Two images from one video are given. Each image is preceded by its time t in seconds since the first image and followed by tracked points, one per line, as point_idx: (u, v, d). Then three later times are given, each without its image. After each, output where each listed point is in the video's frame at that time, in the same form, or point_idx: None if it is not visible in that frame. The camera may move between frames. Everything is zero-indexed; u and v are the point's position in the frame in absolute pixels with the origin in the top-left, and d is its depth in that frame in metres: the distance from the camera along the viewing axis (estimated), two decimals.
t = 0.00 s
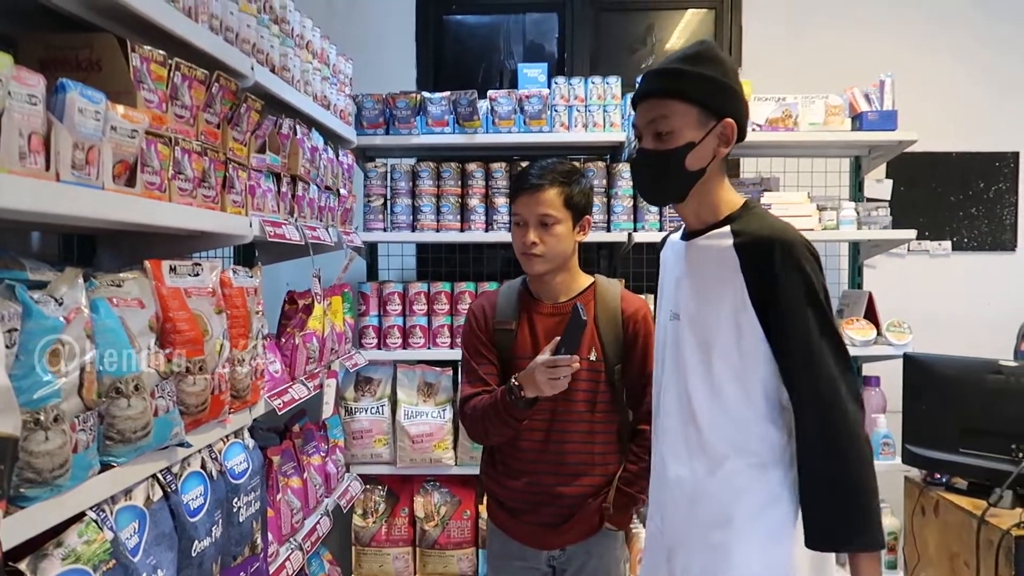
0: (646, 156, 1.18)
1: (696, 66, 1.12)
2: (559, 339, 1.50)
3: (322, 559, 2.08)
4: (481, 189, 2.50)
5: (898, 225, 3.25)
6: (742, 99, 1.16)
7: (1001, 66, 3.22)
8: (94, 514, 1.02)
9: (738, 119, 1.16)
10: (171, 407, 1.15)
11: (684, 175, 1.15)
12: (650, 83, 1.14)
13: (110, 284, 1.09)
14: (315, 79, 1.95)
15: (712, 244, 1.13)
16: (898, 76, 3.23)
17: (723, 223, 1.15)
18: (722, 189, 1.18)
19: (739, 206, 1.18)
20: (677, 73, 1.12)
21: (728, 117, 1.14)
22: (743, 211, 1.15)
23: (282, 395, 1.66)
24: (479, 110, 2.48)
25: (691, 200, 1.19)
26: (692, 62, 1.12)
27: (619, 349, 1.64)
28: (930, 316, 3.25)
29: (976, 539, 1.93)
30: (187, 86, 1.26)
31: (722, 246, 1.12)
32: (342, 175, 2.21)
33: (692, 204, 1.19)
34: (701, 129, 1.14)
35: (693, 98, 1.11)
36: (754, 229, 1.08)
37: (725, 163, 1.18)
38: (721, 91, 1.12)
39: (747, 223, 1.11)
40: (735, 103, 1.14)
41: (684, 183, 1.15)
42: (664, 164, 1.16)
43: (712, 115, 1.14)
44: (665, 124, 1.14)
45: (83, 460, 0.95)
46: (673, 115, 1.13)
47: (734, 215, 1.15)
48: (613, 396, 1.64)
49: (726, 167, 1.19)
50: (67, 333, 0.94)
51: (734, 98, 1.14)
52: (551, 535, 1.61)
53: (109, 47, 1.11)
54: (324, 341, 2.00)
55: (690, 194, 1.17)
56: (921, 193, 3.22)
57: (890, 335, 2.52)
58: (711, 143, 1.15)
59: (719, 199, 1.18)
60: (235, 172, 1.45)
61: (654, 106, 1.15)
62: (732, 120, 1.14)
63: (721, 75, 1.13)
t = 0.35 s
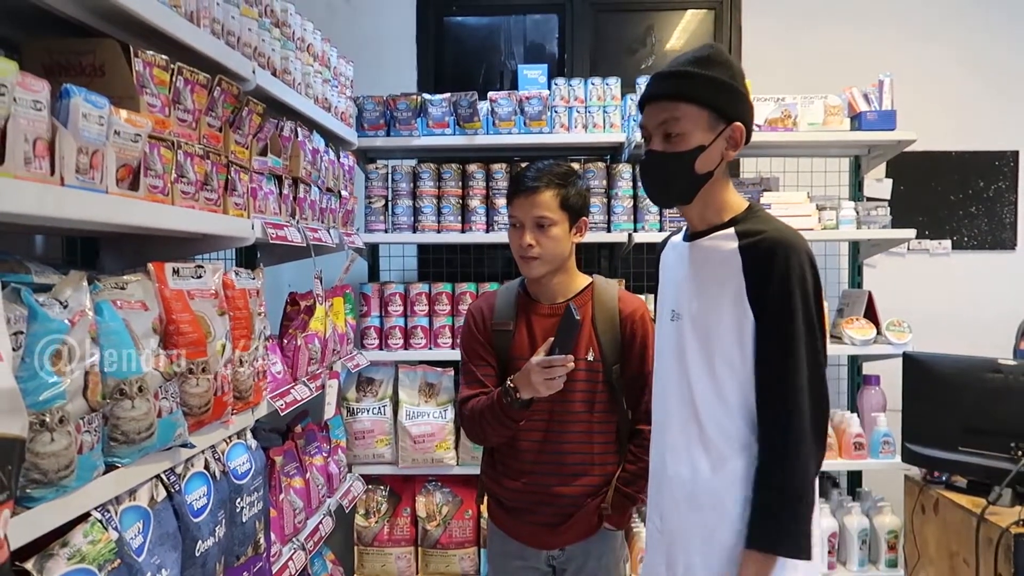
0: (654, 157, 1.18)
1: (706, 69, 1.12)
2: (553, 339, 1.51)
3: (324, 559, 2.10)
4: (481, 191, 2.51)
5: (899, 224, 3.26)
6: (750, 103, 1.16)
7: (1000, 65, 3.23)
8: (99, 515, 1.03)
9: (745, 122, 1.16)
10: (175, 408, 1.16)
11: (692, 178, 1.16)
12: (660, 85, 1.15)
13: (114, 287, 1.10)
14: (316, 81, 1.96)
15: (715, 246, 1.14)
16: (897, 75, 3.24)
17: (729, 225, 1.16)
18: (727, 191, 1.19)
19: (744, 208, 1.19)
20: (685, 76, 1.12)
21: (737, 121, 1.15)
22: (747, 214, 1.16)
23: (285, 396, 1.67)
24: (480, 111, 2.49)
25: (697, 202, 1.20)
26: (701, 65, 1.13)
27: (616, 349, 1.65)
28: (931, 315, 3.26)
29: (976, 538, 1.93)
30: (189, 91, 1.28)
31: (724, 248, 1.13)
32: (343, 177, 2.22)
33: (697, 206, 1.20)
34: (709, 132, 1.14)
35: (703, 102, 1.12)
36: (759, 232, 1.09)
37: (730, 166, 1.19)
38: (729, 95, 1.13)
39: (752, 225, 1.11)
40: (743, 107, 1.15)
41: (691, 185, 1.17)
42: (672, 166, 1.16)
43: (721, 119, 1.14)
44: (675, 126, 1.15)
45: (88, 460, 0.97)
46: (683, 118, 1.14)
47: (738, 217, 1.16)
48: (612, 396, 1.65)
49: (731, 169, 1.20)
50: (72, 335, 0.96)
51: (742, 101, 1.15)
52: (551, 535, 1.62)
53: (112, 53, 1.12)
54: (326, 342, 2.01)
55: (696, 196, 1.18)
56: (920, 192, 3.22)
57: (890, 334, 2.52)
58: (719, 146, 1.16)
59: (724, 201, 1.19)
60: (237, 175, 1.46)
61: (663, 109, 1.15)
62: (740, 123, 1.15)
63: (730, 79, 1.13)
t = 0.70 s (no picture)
0: (651, 158, 1.19)
1: (703, 71, 1.12)
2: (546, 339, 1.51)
3: (321, 559, 2.10)
4: (477, 191, 2.52)
5: (893, 225, 3.27)
6: (746, 104, 1.17)
7: (994, 66, 3.24)
8: (97, 514, 1.03)
9: (742, 123, 1.17)
10: (172, 408, 1.16)
11: (689, 179, 1.17)
12: (657, 86, 1.15)
13: (112, 287, 1.11)
14: (313, 82, 1.96)
15: (710, 246, 1.15)
16: (891, 76, 3.25)
17: (725, 225, 1.16)
18: (725, 192, 1.20)
19: (741, 208, 1.20)
20: (683, 78, 1.12)
21: (733, 122, 1.15)
22: (744, 214, 1.16)
23: (281, 396, 1.67)
24: (476, 112, 2.49)
25: (694, 202, 1.21)
26: (697, 67, 1.13)
27: (611, 349, 1.66)
28: (925, 315, 3.28)
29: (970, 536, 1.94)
30: (187, 91, 1.28)
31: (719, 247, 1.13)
32: (340, 177, 2.22)
33: (695, 205, 1.21)
34: (706, 134, 1.15)
35: (699, 103, 1.12)
36: (755, 232, 1.09)
37: (727, 166, 1.20)
38: (726, 96, 1.13)
39: (748, 225, 1.12)
40: (739, 108, 1.16)
41: (689, 186, 1.17)
42: (669, 167, 1.17)
43: (717, 120, 1.15)
44: (672, 128, 1.15)
45: (86, 460, 0.97)
46: (680, 120, 1.14)
47: (734, 217, 1.17)
48: (607, 396, 1.66)
49: (728, 169, 1.20)
50: (70, 335, 0.96)
51: (738, 102, 1.15)
52: (547, 535, 1.63)
53: (110, 53, 1.12)
54: (323, 342, 2.01)
55: (694, 196, 1.19)
56: (915, 192, 3.24)
57: (885, 334, 2.53)
58: (716, 147, 1.16)
59: (722, 201, 1.20)
60: (234, 175, 1.46)
61: (659, 111, 1.16)
62: (737, 124, 1.15)
63: (726, 80, 1.14)
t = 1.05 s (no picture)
0: (645, 163, 1.18)
1: (696, 75, 1.12)
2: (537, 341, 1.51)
3: (313, 564, 2.08)
4: (472, 194, 2.51)
5: (887, 228, 3.28)
6: (740, 108, 1.17)
7: (986, 71, 3.26)
8: (87, 520, 1.02)
9: (735, 127, 1.17)
10: (164, 412, 1.16)
11: (684, 183, 1.16)
12: (650, 90, 1.15)
13: (103, 290, 1.10)
14: (306, 84, 1.95)
15: (706, 251, 1.14)
16: (884, 80, 3.26)
17: (720, 230, 1.16)
18: (718, 197, 1.20)
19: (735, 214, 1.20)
20: (677, 82, 1.12)
21: (727, 126, 1.15)
22: (738, 219, 1.16)
23: (273, 400, 1.66)
24: (470, 115, 2.48)
25: (688, 207, 1.20)
26: (690, 72, 1.13)
27: (605, 353, 1.65)
28: (918, 319, 3.28)
29: (964, 540, 1.95)
30: (179, 93, 1.27)
31: (717, 253, 1.13)
32: (333, 180, 2.21)
33: (690, 210, 1.21)
34: (700, 138, 1.15)
35: (693, 107, 1.12)
36: (751, 236, 1.10)
37: (721, 170, 1.20)
38: (719, 100, 1.13)
39: (744, 230, 1.12)
40: (733, 113, 1.16)
41: (683, 190, 1.17)
42: (664, 172, 1.16)
43: (710, 124, 1.15)
44: (666, 132, 1.15)
45: (76, 466, 0.96)
46: (674, 124, 1.14)
47: (729, 223, 1.17)
48: (601, 399, 1.66)
49: (722, 174, 1.20)
50: (60, 339, 0.95)
51: (732, 106, 1.15)
52: (541, 539, 1.62)
53: (101, 55, 1.11)
54: (316, 345, 2.00)
55: (688, 201, 1.19)
56: (908, 196, 3.25)
57: (879, 337, 2.53)
58: (710, 151, 1.16)
59: (715, 207, 1.20)
60: (227, 178, 1.45)
61: (653, 115, 1.15)
62: (731, 128, 1.15)
63: (720, 84, 1.14)
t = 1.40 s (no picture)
0: (647, 162, 1.18)
1: (705, 75, 1.12)
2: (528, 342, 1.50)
3: (306, 569, 2.07)
4: (465, 197, 2.51)
5: (880, 231, 3.29)
6: (746, 110, 1.16)
7: (978, 75, 3.27)
8: (74, 527, 1.00)
9: (741, 130, 1.17)
10: (153, 417, 1.14)
11: (686, 184, 1.16)
12: (656, 88, 1.15)
13: (91, 294, 1.08)
14: (298, 86, 1.94)
15: (706, 254, 1.14)
16: (877, 83, 3.27)
17: (720, 233, 1.16)
18: (720, 200, 1.20)
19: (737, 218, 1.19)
20: (684, 81, 1.12)
21: (733, 128, 1.15)
22: (739, 223, 1.16)
23: (265, 404, 1.65)
24: (463, 117, 2.47)
25: (690, 208, 1.20)
26: (699, 72, 1.13)
27: (598, 356, 1.65)
28: (911, 321, 3.29)
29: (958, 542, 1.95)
30: (170, 94, 1.26)
31: (718, 256, 1.12)
32: (326, 182, 2.20)
33: (690, 211, 1.20)
34: (705, 138, 1.14)
35: (700, 107, 1.12)
36: (753, 240, 1.10)
37: (723, 173, 1.19)
38: (726, 101, 1.13)
39: (745, 234, 1.12)
40: (740, 114, 1.15)
41: (685, 191, 1.16)
42: (666, 172, 1.16)
43: (716, 125, 1.14)
44: (671, 131, 1.14)
45: (64, 472, 0.94)
46: (679, 123, 1.13)
47: (730, 226, 1.16)
48: (594, 403, 1.65)
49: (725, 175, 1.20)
50: (47, 343, 0.93)
51: (739, 108, 1.15)
52: (535, 543, 1.61)
53: (90, 55, 1.10)
54: (308, 349, 1.99)
55: (689, 202, 1.18)
56: (901, 199, 3.25)
57: (872, 340, 2.54)
58: (714, 153, 1.15)
59: (717, 209, 1.19)
60: (218, 180, 1.44)
61: (659, 113, 1.15)
62: (736, 130, 1.15)
63: (727, 85, 1.13)
